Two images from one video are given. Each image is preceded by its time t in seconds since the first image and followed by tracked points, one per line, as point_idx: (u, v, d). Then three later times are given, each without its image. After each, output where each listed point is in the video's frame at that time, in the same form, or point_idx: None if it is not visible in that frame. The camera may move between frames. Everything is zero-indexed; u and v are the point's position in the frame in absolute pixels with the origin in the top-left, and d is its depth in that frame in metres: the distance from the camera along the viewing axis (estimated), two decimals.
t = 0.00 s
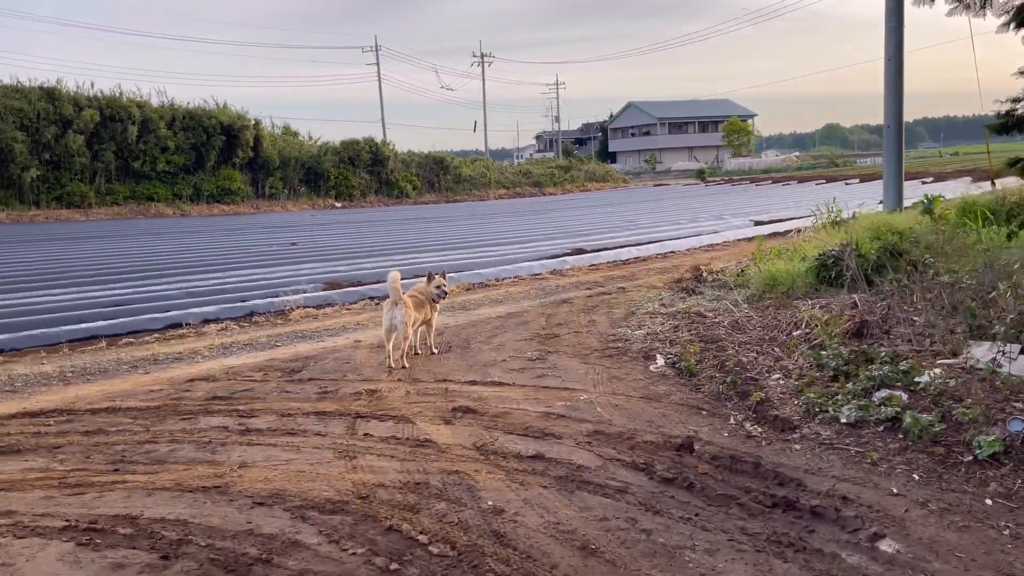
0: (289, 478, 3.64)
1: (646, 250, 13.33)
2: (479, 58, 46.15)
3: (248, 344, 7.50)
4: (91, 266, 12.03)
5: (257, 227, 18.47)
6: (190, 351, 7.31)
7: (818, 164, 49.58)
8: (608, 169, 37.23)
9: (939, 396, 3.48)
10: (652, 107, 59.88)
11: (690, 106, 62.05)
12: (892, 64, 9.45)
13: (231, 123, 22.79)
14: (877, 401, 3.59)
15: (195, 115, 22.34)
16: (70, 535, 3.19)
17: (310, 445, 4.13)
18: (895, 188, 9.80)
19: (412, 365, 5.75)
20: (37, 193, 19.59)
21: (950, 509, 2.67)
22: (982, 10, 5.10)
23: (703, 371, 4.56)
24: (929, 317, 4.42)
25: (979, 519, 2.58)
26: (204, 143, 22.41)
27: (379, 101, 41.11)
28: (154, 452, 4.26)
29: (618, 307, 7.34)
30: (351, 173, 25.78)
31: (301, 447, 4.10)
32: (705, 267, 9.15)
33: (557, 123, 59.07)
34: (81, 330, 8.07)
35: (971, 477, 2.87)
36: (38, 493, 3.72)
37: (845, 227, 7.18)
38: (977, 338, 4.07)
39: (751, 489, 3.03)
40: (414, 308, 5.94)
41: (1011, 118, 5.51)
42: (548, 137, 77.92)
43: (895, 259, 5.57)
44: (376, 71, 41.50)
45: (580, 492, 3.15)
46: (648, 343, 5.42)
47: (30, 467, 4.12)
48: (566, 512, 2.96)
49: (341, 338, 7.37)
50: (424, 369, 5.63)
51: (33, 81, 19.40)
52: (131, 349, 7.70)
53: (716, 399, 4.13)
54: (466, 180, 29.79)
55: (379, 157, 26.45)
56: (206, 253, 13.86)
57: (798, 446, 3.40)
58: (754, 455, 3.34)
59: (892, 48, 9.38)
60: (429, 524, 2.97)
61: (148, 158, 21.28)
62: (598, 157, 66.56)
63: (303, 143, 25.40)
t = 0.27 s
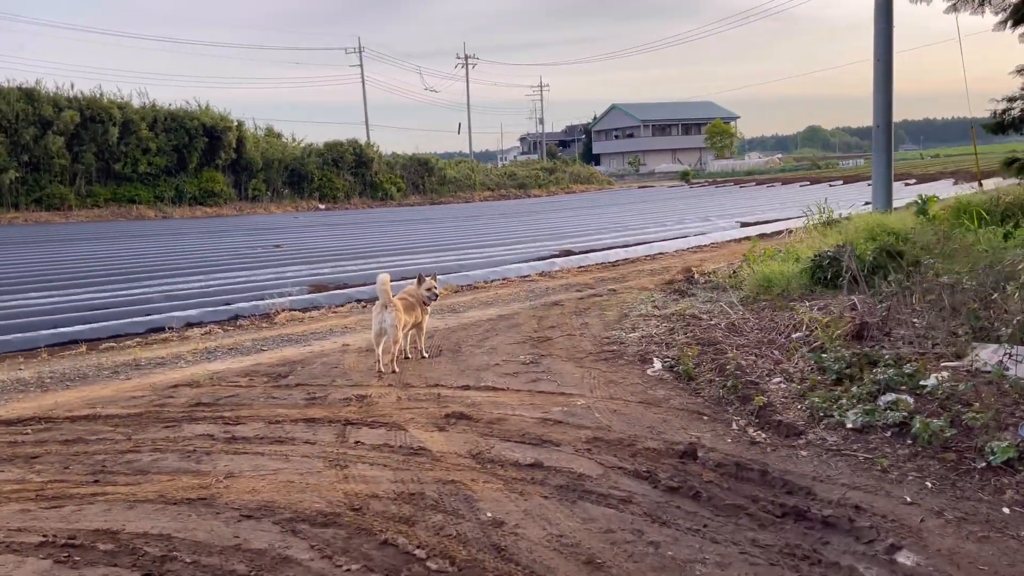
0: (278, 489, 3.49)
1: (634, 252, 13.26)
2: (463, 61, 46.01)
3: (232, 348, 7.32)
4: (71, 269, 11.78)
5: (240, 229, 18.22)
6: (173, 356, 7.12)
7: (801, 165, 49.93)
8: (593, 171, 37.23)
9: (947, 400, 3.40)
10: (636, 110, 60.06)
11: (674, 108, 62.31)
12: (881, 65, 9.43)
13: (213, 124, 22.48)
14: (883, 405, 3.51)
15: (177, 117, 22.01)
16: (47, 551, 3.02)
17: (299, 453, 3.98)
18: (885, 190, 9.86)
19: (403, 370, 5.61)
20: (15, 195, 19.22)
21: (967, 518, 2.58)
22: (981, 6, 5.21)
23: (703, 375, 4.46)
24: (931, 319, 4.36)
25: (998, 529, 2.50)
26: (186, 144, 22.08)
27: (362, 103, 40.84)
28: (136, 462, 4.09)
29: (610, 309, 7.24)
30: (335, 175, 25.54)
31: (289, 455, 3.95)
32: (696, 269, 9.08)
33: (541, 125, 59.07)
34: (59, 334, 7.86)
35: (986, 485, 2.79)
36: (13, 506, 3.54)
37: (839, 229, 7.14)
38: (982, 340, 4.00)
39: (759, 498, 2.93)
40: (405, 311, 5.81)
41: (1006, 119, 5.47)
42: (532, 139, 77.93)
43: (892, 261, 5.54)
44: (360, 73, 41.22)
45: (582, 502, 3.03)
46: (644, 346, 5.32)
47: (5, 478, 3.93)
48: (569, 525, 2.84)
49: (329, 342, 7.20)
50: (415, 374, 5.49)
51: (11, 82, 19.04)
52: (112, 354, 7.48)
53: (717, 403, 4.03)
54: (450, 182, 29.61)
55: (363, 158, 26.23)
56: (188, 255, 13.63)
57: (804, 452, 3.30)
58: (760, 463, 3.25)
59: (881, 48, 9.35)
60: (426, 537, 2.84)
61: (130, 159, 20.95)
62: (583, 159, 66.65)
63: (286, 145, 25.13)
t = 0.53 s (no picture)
0: (270, 506, 3.33)
1: (622, 256, 13.20)
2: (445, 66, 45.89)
3: (217, 357, 7.12)
4: (49, 276, 11.49)
5: (222, 234, 17.95)
6: (156, 365, 6.90)
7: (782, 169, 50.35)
8: (576, 175, 37.24)
9: (960, 407, 3.32)
10: (618, 114, 60.27)
11: (656, 113, 62.62)
12: (869, 69, 9.52)
13: (194, 129, 22.14)
14: (893, 413, 3.43)
15: (158, 122, 21.64)
16: None
17: (291, 468, 3.82)
18: (874, 192, 9.92)
19: (395, 379, 5.46)
20: None
21: (991, 533, 2.49)
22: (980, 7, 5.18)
23: (705, 382, 4.37)
24: (934, 324, 4.31)
25: None
26: (167, 149, 21.73)
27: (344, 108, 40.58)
28: (119, 478, 3.91)
29: (603, 315, 7.13)
30: (318, 180, 25.29)
31: (280, 470, 3.79)
32: (687, 273, 9.02)
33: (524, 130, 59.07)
34: (37, 344, 7.63)
35: (1007, 497, 2.70)
36: None
37: (832, 232, 7.13)
38: (988, 345, 3.95)
39: (774, 513, 2.83)
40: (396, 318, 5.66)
41: (1003, 120, 5.48)
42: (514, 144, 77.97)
43: (890, 264, 5.54)
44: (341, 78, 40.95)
45: (590, 518, 2.91)
46: (642, 352, 5.21)
47: None
48: (579, 543, 2.72)
49: (317, 350, 7.03)
50: (407, 382, 5.34)
51: None
52: (92, 364, 7.25)
53: (721, 412, 3.93)
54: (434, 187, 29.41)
55: (346, 163, 26.02)
56: (170, 261, 13.37)
57: (815, 463, 3.21)
58: (771, 474, 3.15)
59: (869, 52, 9.45)
60: (429, 558, 2.70)
61: (109, 165, 20.59)
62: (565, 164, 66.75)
63: (268, 150, 24.85)
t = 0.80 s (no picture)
0: (260, 530, 3.17)
1: (612, 261, 13.12)
2: (429, 70, 45.79)
3: (202, 369, 6.92)
4: (27, 285, 11.21)
5: (204, 241, 17.68)
6: (138, 378, 6.69)
7: (766, 173, 50.70)
8: (561, 180, 37.21)
9: (973, 420, 3.24)
10: (603, 119, 60.41)
11: (640, 117, 62.85)
12: (860, 71, 9.53)
13: (176, 134, 21.80)
14: (904, 426, 3.34)
15: (139, 128, 21.30)
16: None
17: (281, 488, 3.66)
18: (865, 195, 9.94)
19: (387, 392, 5.31)
20: None
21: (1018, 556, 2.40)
22: (981, 8, 5.15)
23: (708, 394, 4.26)
24: (940, 331, 4.25)
25: None
26: (148, 155, 21.40)
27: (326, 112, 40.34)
28: (100, 501, 3.72)
29: (597, 323, 7.02)
30: (301, 186, 25.04)
31: (270, 491, 3.62)
32: (679, 279, 8.94)
33: (509, 134, 59.03)
34: (15, 356, 7.41)
35: None
36: None
37: (829, 238, 7.09)
38: (997, 353, 3.88)
39: (790, 533, 2.72)
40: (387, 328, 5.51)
41: (1003, 123, 5.47)
42: (498, 148, 77.95)
43: (890, 270, 5.53)
44: (324, 82, 40.68)
45: (598, 541, 2.78)
46: (640, 362, 5.10)
47: None
48: (587, 568, 2.59)
49: (304, 361, 6.85)
50: (400, 395, 5.19)
51: None
52: (72, 376, 7.03)
53: (726, 425, 3.82)
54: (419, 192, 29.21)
55: (330, 168, 25.78)
56: (151, 269, 13.12)
57: (828, 479, 3.11)
58: (783, 491, 3.04)
59: (859, 54, 9.46)
60: None
61: (89, 171, 20.26)
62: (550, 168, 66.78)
63: (251, 155, 24.57)
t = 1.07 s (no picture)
0: (247, 550, 3.01)
1: (604, 265, 13.01)
2: (416, 75, 45.66)
3: (188, 378, 6.73)
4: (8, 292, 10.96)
5: (191, 247, 17.45)
6: (121, 387, 6.49)
7: (754, 176, 50.91)
8: (550, 184, 37.13)
9: (989, 427, 3.14)
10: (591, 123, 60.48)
11: (629, 121, 62.98)
12: (853, 72, 9.49)
13: (162, 139, 21.51)
14: (917, 434, 3.24)
15: (125, 133, 20.99)
16: None
17: (269, 503, 3.49)
18: (859, 197, 9.90)
19: (379, 400, 5.16)
20: None
21: None
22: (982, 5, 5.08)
23: (711, 401, 4.14)
24: (947, 335, 4.16)
25: None
26: (134, 160, 21.09)
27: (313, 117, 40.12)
28: (78, 519, 3.54)
29: (592, 328, 6.89)
30: (289, 191, 24.82)
31: (257, 507, 3.46)
32: (674, 283, 8.83)
33: (497, 139, 58.97)
34: None
35: None
36: None
37: (827, 240, 7.02)
38: (1007, 357, 3.79)
39: (805, 549, 2.59)
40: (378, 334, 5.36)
41: (1004, 123, 5.42)
42: (486, 152, 77.89)
43: (893, 272, 5.49)
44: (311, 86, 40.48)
45: (603, 559, 2.64)
46: (639, 368, 4.97)
47: None
48: None
49: (293, 369, 6.68)
50: (391, 404, 5.03)
51: None
52: (53, 387, 6.83)
53: (731, 433, 3.70)
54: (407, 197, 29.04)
55: (318, 173, 25.57)
56: (137, 275, 12.89)
57: (841, 491, 2.99)
58: (795, 504, 2.92)
59: (852, 55, 9.42)
60: None
61: (74, 177, 19.97)
62: (538, 172, 66.75)
63: (238, 160, 24.32)
